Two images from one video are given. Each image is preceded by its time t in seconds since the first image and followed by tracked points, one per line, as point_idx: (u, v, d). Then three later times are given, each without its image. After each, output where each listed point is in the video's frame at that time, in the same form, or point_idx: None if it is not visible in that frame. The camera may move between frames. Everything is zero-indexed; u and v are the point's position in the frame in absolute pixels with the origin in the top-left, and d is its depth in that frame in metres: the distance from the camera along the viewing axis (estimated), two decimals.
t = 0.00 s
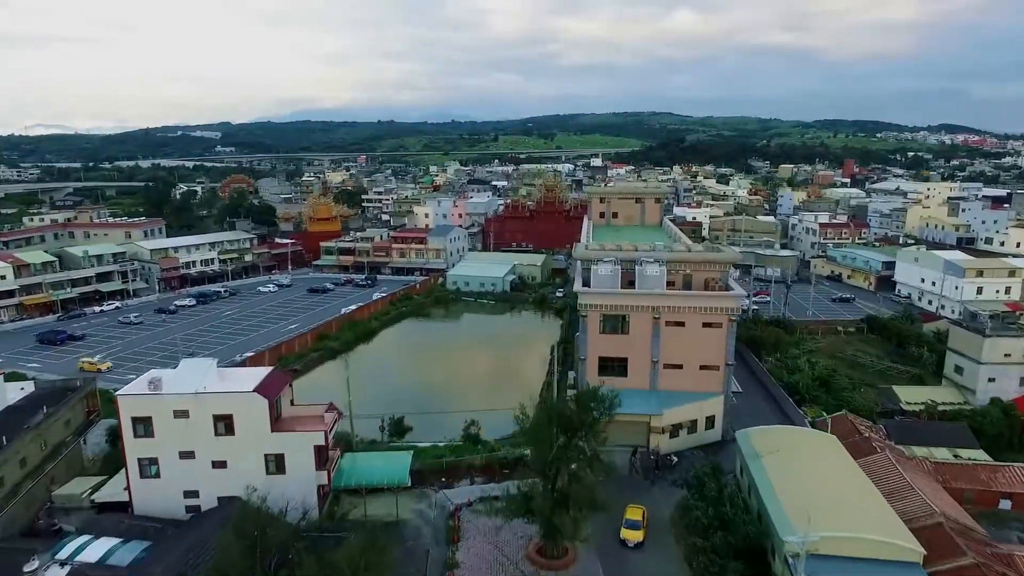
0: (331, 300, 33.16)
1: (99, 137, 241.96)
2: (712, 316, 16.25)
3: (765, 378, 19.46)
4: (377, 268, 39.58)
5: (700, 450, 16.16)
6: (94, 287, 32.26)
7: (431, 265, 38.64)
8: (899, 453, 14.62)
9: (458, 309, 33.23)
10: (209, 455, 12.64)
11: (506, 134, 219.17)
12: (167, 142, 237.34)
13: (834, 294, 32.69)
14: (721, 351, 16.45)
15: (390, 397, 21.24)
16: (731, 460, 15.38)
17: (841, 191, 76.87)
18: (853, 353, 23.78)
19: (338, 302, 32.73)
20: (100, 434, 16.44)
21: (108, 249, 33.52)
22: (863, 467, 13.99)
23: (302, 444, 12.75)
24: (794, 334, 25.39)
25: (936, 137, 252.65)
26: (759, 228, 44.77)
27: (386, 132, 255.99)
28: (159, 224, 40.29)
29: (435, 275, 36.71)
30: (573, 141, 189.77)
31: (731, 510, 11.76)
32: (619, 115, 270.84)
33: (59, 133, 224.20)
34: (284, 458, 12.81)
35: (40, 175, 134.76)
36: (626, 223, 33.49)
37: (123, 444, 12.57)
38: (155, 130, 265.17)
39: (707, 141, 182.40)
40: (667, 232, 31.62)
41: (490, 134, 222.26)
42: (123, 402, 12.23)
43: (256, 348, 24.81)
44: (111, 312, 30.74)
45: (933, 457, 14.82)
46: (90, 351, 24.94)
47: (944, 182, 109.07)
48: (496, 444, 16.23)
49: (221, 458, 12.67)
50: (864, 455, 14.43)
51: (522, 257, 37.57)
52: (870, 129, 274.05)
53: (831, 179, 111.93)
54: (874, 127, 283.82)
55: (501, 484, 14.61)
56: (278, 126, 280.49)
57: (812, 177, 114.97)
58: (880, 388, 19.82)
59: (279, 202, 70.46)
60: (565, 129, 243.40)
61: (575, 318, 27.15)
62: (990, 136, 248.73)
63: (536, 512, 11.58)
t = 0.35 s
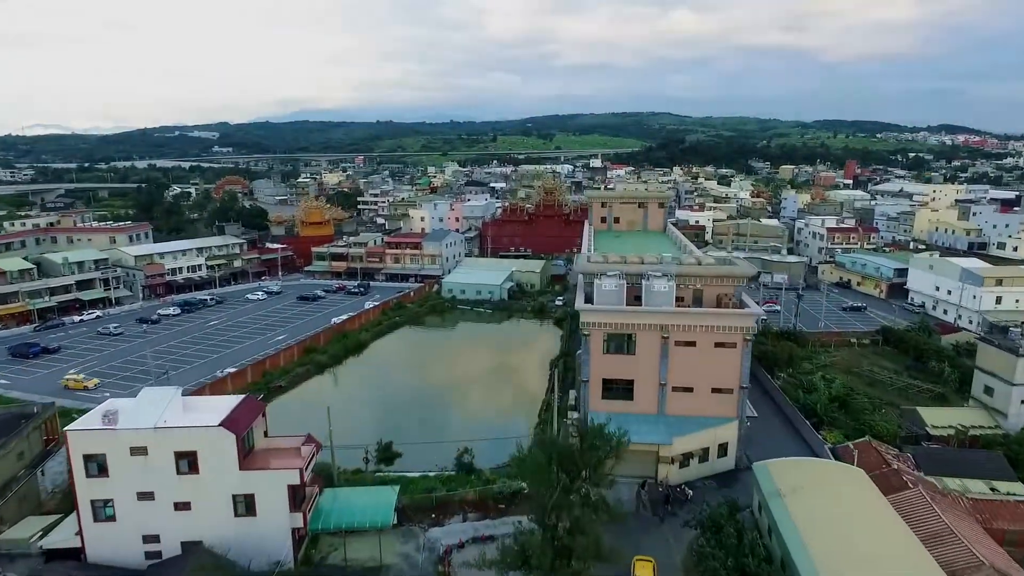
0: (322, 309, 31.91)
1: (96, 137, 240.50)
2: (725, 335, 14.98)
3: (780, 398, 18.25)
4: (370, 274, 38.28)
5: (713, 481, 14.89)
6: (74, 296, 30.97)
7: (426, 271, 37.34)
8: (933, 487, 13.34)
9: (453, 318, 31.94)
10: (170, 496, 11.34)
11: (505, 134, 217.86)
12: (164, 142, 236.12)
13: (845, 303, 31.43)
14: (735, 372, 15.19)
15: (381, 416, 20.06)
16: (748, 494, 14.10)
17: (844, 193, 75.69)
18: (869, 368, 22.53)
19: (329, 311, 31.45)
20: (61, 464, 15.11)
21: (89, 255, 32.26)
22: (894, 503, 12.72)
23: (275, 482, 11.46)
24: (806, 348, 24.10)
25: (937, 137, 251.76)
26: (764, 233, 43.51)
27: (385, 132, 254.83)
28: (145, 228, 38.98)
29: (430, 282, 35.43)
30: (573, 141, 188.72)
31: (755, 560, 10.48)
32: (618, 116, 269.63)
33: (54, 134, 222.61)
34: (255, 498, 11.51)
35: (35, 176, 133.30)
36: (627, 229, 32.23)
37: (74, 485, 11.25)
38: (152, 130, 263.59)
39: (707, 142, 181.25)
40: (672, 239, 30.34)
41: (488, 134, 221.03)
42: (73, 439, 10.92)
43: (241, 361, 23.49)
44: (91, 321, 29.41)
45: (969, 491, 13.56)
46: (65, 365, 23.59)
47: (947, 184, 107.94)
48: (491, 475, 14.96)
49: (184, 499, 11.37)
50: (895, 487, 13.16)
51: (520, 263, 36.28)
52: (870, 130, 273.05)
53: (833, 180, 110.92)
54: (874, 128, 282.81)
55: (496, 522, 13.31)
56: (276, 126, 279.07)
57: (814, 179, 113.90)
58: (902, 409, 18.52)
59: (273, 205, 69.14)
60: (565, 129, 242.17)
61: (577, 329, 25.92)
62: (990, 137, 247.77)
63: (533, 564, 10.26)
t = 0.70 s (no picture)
0: (312, 318, 30.67)
1: (94, 138, 239.31)
2: (741, 357, 13.72)
3: (797, 421, 17.09)
4: (364, 280, 37.01)
5: (728, 518, 13.65)
6: (54, 304, 29.71)
7: (421, 278, 36.10)
8: (974, 528, 12.10)
9: (450, 328, 30.68)
10: (122, 547, 10.08)
11: (505, 135, 216.76)
12: (163, 142, 234.93)
13: (857, 312, 30.19)
14: (752, 398, 13.95)
15: (375, 435, 19.11)
16: (770, 533, 12.83)
17: (850, 195, 74.48)
18: (888, 384, 21.28)
19: (321, 321, 30.20)
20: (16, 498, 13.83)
21: (70, 262, 31.03)
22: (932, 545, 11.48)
23: (241, 530, 10.18)
24: (821, 362, 22.85)
25: (939, 137, 250.52)
26: (771, 237, 42.24)
27: (384, 133, 253.58)
28: (131, 233, 37.73)
29: (426, 289, 34.19)
30: (574, 142, 187.53)
31: None
32: (619, 116, 268.57)
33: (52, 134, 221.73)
34: (219, 548, 10.25)
35: (30, 176, 132.21)
36: (630, 235, 31.01)
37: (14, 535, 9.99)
38: (150, 130, 262.42)
39: (708, 142, 180.05)
40: (677, 246, 29.07)
41: (488, 134, 219.93)
42: (10, 484, 9.66)
43: (226, 376, 22.19)
44: (70, 332, 28.13)
45: (1013, 534, 12.30)
46: (39, 381, 22.29)
47: (952, 185, 106.81)
48: (485, 511, 13.72)
49: (139, 550, 10.12)
50: (933, 528, 11.87)
51: (519, 269, 35.02)
52: (872, 130, 271.84)
53: (837, 182, 109.64)
54: (876, 128, 281.59)
55: (490, 569, 12.05)
56: (275, 126, 277.89)
57: (817, 180, 112.69)
58: (928, 432, 17.27)
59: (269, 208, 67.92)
60: (565, 130, 240.98)
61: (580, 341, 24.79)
62: (992, 137, 246.65)
63: None
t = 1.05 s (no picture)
0: (302, 328, 29.41)
1: (91, 138, 237.92)
2: (761, 384, 12.49)
3: (816, 447, 15.94)
4: (357, 288, 35.73)
5: (746, 562, 12.39)
6: (32, 314, 28.44)
7: (417, 285, 34.84)
8: None
9: (446, 338, 29.44)
10: None
11: (505, 135, 215.70)
12: (161, 142, 233.63)
13: (870, 322, 28.96)
14: (771, 429, 12.72)
15: (376, 450, 18.92)
16: None
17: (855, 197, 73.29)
18: (909, 403, 20.02)
19: (313, 331, 28.91)
20: None
21: (50, 270, 29.77)
22: None
23: None
24: (836, 378, 21.58)
25: (940, 137, 249.32)
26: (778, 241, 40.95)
27: (383, 133, 252.37)
28: (116, 238, 36.43)
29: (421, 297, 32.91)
30: (574, 142, 186.39)
31: None
32: (619, 116, 267.36)
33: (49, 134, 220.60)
34: None
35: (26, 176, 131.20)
36: (634, 241, 29.76)
37: None
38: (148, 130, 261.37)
39: (709, 142, 178.84)
40: (684, 253, 27.80)
41: (487, 134, 218.72)
42: None
43: (208, 394, 20.91)
44: (48, 343, 26.82)
45: None
46: (8, 399, 20.99)
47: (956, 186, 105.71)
48: (478, 554, 12.46)
49: None
50: None
51: (518, 276, 33.74)
52: (873, 130, 270.56)
53: (840, 183, 108.52)
54: (877, 128, 280.33)
55: None
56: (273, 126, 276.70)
57: (820, 181, 111.50)
58: (957, 459, 16.04)
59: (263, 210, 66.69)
60: (564, 130, 239.82)
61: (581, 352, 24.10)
62: (994, 138, 245.38)
63: None
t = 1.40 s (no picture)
0: (291, 339, 28.13)
1: (89, 138, 236.73)
2: (783, 418, 11.23)
3: (837, 477, 14.76)
4: (349, 295, 34.43)
5: None
6: (7, 324, 27.18)
7: (411, 293, 33.55)
8: None
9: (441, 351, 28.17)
10: None
11: (503, 135, 214.58)
12: (158, 143, 232.24)
13: (884, 332, 27.70)
14: (795, 468, 11.47)
15: (374, 454, 19.01)
16: None
17: (859, 199, 72.07)
18: (932, 424, 18.77)
19: (301, 343, 27.63)
20: None
21: (28, 278, 28.54)
22: None
23: None
24: (852, 397, 20.34)
25: (940, 137, 248.24)
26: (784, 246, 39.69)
27: (381, 133, 250.95)
28: (99, 244, 35.17)
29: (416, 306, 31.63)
30: (573, 142, 185.23)
31: None
32: (618, 116, 266.47)
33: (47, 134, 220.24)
34: None
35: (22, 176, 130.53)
36: (637, 248, 28.51)
37: None
38: (146, 130, 260.49)
39: (709, 142, 177.78)
40: (690, 262, 26.54)
41: (486, 135, 217.98)
42: None
43: (184, 415, 19.65)
44: (21, 356, 25.53)
45: None
46: None
47: (960, 188, 104.63)
48: None
49: None
50: None
51: (516, 284, 32.45)
52: (873, 130, 269.53)
53: (843, 185, 107.41)
54: (878, 128, 279.29)
55: None
56: (271, 126, 275.57)
57: (822, 182, 110.33)
58: (992, 491, 14.78)
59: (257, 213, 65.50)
60: (564, 130, 238.67)
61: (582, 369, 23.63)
62: (994, 138, 244.45)
63: None
